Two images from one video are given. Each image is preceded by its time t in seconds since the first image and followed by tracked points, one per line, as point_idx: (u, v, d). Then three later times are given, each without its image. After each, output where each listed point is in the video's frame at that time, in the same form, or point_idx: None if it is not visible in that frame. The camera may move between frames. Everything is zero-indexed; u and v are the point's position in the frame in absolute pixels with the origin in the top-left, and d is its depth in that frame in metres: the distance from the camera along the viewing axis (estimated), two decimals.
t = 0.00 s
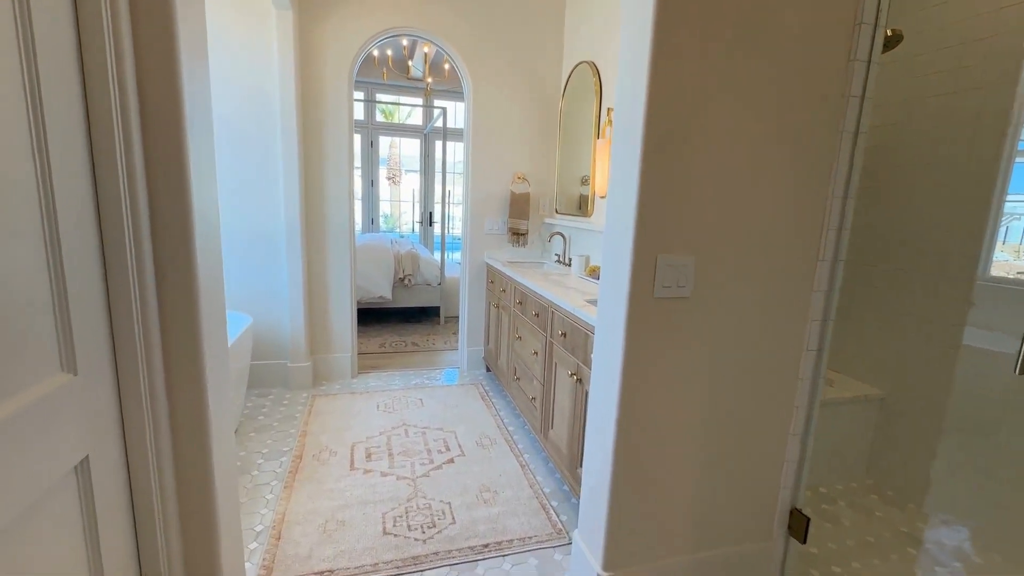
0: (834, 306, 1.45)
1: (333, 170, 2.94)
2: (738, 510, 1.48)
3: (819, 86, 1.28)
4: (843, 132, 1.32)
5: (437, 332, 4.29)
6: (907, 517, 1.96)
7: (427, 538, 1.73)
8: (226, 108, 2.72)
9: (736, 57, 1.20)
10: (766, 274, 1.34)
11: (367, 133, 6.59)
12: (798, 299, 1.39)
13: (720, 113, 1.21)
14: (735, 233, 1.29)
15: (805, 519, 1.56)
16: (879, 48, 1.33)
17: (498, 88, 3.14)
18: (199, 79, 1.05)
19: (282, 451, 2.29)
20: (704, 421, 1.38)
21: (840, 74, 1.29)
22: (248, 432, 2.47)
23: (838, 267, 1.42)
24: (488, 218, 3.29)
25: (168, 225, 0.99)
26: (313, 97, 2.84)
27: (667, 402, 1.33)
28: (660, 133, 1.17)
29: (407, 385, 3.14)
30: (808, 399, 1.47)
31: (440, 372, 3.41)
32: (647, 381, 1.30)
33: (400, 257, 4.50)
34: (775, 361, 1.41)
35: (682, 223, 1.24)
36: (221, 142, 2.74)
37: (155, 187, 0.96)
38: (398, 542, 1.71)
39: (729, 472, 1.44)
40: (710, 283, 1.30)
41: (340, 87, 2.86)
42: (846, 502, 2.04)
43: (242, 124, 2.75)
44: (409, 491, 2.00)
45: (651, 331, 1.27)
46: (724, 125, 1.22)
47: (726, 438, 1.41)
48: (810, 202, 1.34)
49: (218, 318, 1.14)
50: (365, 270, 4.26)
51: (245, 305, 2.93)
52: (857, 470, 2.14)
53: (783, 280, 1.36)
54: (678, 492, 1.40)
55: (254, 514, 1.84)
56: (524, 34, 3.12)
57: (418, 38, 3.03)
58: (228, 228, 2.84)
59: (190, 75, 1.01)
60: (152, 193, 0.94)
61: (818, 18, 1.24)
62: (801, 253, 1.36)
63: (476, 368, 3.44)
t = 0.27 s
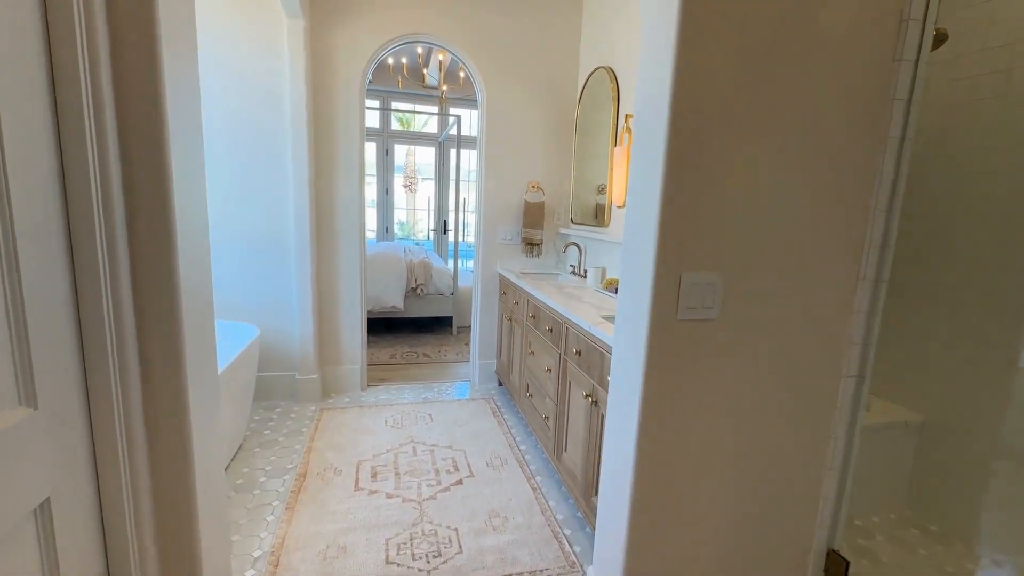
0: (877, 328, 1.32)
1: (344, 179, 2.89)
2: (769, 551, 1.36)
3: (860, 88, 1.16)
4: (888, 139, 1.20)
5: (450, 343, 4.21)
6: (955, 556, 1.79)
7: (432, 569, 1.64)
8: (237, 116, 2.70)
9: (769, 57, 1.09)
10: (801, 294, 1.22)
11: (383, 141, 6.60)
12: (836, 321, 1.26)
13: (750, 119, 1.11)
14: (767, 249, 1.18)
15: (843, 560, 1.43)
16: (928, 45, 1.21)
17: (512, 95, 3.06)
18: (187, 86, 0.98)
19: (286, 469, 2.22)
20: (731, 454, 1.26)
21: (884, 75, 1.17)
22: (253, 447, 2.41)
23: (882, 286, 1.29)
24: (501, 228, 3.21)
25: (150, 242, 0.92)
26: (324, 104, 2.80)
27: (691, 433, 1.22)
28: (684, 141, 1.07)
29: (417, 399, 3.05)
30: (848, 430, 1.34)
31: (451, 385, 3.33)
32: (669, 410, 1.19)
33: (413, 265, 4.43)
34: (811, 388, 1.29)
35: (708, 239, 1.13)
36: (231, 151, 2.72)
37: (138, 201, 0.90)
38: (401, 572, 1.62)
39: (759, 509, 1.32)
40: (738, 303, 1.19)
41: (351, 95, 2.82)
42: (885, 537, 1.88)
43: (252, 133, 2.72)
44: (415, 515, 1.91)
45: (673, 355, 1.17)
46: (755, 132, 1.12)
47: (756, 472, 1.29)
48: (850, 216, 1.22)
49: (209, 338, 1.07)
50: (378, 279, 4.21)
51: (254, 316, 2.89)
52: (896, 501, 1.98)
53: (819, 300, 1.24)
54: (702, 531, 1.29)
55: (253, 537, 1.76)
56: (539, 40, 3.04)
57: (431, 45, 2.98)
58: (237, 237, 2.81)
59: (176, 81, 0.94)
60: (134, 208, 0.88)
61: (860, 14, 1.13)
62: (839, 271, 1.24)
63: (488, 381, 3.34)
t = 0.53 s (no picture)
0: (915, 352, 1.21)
1: (348, 187, 2.83)
2: None
3: (896, 92, 1.06)
4: (927, 146, 1.10)
5: (456, 354, 4.12)
6: None
7: None
8: (239, 122, 2.65)
9: (797, 58, 1.00)
10: (831, 316, 1.12)
11: (391, 149, 6.57)
12: (870, 345, 1.16)
13: (776, 124, 1.01)
14: (795, 267, 1.08)
15: None
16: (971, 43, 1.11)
17: (520, 101, 2.99)
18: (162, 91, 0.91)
19: (281, 489, 2.13)
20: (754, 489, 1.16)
21: (922, 77, 1.07)
22: (250, 464, 2.33)
23: (921, 307, 1.18)
24: (508, 238, 3.12)
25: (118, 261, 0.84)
26: (328, 111, 2.74)
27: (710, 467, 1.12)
28: (704, 149, 0.98)
29: (421, 414, 2.96)
30: (882, 463, 1.22)
31: (456, 398, 3.23)
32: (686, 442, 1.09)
33: (419, 274, 4.36)
34: (843, 418, 1.18)
35: (730, 256, 1.03)
36: (233, 159, 2.67)
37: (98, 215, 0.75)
38: None
39: (785, 548, 1.21)
40: (763, 326, 1.08)
41: (356, 102, 2.76)
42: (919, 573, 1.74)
43: (254, 141, 2.67)
44: (414, 541, 1.81)
45: (691, 383, 1.06)
46: (782, 139, 1.02)
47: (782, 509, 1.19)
48: (885, 230, 1.11)
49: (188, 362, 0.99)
50: (383, 289, 4.14)
51: (254, 327, 2.83)
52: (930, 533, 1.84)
53: (851, 322, 1.13)
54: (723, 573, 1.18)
55: (243, 564, 1.67)
56: (547, 46, 2.97)
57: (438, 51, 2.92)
58: (238, 246, 2.75)
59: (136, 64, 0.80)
60: (95, 223, 0.75)
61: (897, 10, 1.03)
62: (874, 290, 1.13)
63: (494, 396, 3.24)
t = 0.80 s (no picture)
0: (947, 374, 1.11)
1: (346, 195, 2.77)
2: None
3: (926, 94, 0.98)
4: (959, 151, 1.02)
5: (458, 364, 4.04)
6: None
7: None
8: (235, 128, 2.59)
9: (818, 56, 0.92)
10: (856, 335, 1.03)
11: (394, 155, 6.53)
12: (897, 366, 1.07)
13: (797, 128, 0.93)
14: (816, 283, 0.99)
15: None
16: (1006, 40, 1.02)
17: (522, 107, 2.92)
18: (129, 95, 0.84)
19: (273, 509, 2.05)
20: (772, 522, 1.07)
21: (954, 77, 0.99)
22: (242, 481, 2.26)
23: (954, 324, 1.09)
24: (510, 246, 3.04)
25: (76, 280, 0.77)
26: (326, 117, 2.69)
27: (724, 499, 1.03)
28: (718, 156, 0.90)
29: (420, 427, 2.88)
30: (912, 494, 1.13)
31: (457, 411, 3.15)
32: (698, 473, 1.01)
33: (421, 283, 4.29)
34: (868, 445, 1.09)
35: (746, 271, 0.95)
36: (229, 167, 2.62)
37: (51, 228, 0.67)
38: None
39: None
40: (782, 346, 1.00)
41: (354, 108, 2.71)
42: None
43: (250, 148, 2.62)
44: (408, 567, 1.73)
45: (704, 409, 0.98)
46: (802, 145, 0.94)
47: (802, 543, 1.09)
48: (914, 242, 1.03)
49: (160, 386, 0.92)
50: (384, 298, 4.07)
51: (250, 338, 2.76)
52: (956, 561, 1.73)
53: (877, 341, 1.05)
54: None
55: None
56: (550, 50, 2.91)
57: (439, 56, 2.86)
58: (234, 256, 2.69)
59: (101, 59, 0.70)
60: (47, 232, 0.67)
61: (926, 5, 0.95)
62: (901, 307, 1.05)
63: (496, 408, 3.16)
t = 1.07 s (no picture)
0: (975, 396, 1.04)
1: (342, 203, 2.71)
2: None
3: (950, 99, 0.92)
4: (986, 160, 0.96)
5: (456, 374, 3.97)
6: None
7: None
8: (229, 134, 2.54)
9: (835, 61, 0.86)
10: (876, 355, 0.97)
11: (393, 162, 6.49)
12: (921, 388, 1.00)
13: (813, 137, 0.87)
14: (834, 299, 0.93)
15: None
16: None
17: (521, 113, 2.87)
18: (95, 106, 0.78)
19: (264, 530, 1.97)
20: (788, 555, 1.00)
21: (979, 81, 0.93)
22: (233, 500, 2.18)
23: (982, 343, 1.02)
24: (509, 255, 2.98)
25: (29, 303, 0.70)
26: (322, 124, 2.63)
27: (737, 531, 0.97)
28: (729, 167, 0.84)
29: (417, 441, 2.80)
30: (936, 524, 1.06)
31: (456, 423, 3.07)
32: (710, 504, 0.94)
33: (419, 291, 4.23)
34: (890, 472, 1.02)
35: (760, 289, 0.89)
36: (222, 175, 2.56)
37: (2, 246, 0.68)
38: None
39: None
40: (798, 368, 0.93)
41: (350, 115, 2.65)
42: None
43: (244, 156, 2.56)
44: None
45: (716, 436, 0.91)
46: (819, 154, 0.88)
47: None
48: (938, 256, 0.97)
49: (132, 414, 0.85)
50: (381, 307, 4.01)
51: (243, 350, 2.70)
52: None
53: (900, 361, 0.98)
54: None
55: None
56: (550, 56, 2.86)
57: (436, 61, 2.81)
58: (227, 266, 2.63)
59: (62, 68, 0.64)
60: None
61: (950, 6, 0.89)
62: (925, 325, 0.98)
63: (495, 421, 3.08)
